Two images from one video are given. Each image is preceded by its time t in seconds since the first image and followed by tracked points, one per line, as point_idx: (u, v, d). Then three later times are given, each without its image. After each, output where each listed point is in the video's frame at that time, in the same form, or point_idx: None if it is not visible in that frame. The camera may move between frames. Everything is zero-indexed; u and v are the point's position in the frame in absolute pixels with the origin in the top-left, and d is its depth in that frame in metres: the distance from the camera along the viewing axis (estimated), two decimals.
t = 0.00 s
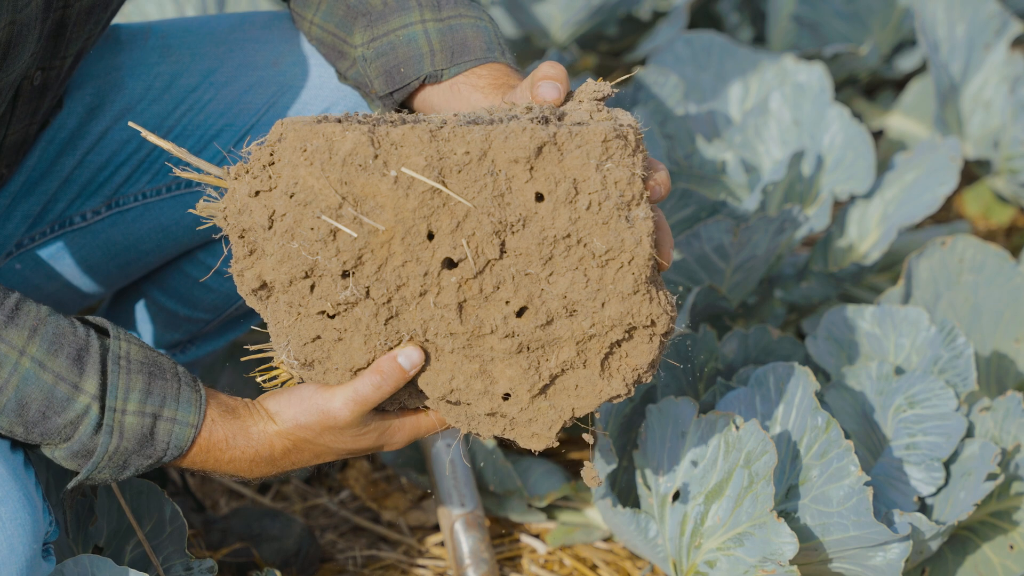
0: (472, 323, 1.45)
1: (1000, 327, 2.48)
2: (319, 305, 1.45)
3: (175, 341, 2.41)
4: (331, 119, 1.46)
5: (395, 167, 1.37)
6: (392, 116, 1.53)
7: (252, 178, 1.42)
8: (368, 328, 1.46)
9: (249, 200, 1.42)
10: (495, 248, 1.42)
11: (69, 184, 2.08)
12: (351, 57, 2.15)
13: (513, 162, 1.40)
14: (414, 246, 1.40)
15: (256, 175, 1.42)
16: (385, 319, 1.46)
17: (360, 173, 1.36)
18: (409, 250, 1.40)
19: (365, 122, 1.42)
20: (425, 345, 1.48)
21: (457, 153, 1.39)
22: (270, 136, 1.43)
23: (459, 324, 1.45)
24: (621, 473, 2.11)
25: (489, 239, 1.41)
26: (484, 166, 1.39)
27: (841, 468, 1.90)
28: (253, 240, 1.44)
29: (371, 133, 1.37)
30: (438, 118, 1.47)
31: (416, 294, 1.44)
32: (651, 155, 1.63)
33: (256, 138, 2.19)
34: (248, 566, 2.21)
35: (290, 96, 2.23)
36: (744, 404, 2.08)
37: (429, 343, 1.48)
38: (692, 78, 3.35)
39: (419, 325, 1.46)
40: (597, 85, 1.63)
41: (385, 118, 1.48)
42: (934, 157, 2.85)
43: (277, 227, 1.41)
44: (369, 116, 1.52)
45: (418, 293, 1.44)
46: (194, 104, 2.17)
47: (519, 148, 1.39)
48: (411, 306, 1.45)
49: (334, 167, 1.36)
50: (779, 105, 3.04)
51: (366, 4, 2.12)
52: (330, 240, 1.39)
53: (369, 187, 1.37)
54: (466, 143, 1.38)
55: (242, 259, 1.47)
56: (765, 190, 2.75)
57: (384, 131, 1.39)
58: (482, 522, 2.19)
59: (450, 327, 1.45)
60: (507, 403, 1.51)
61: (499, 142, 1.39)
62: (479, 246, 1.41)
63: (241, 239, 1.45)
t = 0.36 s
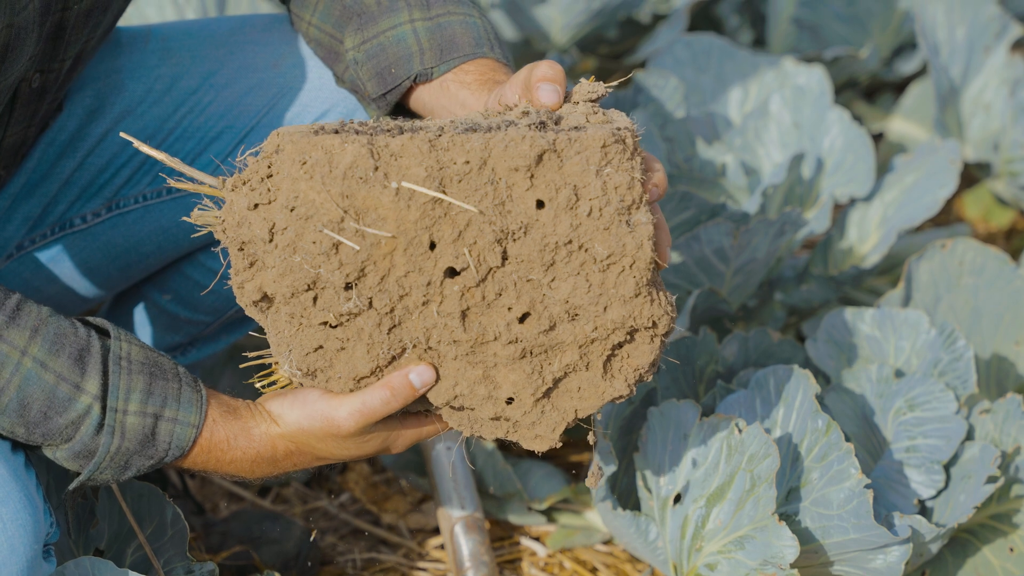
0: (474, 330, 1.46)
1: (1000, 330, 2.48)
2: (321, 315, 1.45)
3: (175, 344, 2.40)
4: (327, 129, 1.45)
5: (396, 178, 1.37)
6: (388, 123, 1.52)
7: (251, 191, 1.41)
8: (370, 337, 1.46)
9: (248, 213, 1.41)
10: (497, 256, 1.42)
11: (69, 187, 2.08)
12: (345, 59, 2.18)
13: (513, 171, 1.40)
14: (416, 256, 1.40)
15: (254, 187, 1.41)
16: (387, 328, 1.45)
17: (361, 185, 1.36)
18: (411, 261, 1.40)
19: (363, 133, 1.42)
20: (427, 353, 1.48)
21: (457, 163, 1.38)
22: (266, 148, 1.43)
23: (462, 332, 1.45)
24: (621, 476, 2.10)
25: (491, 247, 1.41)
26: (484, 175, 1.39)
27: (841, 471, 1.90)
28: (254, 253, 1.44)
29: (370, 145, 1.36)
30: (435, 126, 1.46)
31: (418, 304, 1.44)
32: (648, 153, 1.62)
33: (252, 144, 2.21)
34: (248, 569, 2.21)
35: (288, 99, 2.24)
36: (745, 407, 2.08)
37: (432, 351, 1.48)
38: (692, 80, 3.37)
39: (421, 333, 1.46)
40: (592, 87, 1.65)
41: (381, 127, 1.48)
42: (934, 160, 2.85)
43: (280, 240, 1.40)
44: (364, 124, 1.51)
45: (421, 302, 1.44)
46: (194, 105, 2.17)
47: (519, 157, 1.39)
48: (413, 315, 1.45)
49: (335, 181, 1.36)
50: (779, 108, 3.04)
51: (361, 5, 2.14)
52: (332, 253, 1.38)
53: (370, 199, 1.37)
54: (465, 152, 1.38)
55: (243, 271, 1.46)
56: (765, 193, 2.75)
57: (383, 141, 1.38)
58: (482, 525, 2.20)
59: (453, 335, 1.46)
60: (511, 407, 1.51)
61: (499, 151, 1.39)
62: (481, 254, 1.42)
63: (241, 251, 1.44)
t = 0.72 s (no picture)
0: (480, 338, 1.46)
1: (1000, 332, 2.48)
2: (326, 322, 1.45)
3: (175, 345, 2.40)
4: (332, 136, 1.45)
5: (403, 189, 1.37)
6: (393, 130, 1.52)
7: (257, 199, 1.41)
8: (375, 344, 1.46)
9: (253, 220, 1.41)
10: (502, 265, 1.42)
11: (71, 188, 2.08)
12: (346, 61, 2.19)
13: (520, 181, 1.40)
14: (422, 265, 1.40)
15: (259, 195, 1.41)
16: (393, 335, 1.46)
17: (369, 196, 1.36)
18: (417, 270, 1.41)
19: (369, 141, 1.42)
20: (432, 360, 1.49)
21: (464, 173, 1.38)
22: (273, 155, 1.42)
23: (468, 339, 1.46)
24: (621, 478, 2.10)
25: (497, 256, 1.42)
26: (491, 185, 1.39)
27: (841, 472, 1.91)
28: (259, 259, 1.44)
29: (378, 155, 1.36)
30: (440, 134, 1.46)
31: (424, 312, 1.44)
32: (653, 160, 1.61)
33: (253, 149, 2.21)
34: (248, 571, 2.23)
35: (291, 99, 2.25)
36: (744, 409, 2.07)
37: (436, 357, 1.48)
38: (692, 82, 3.31)
39: (426, 340, 1.46)
40: (595, 92, 1.66)
41: (387, 135, 1.48)
42: (934, 162, 2.85)
43: (286, 249, 1.40)
44: (369, 130, 1.51)
45: (426, 310, 1.44)
46: (196, 106, 2.18)
47: (527, 167, 1.39)
48: (419, 323, 1.45)
49: (342, 192, 1.36)
50: (779, 110, 3.06)
51: (363, 7, 2.15)
52: (339, 262, 1.38)
53: (378, 210, 1.37)
54: (472, 162, 1.38)
55: (248, 277, 1.46)
56: (765, 194, 2.76)
57: (390, 151, 1.38)
58: (482, 527, 2.20)
59: (458, 342, 1.46)
60: (514, 413, 1.51)
61: (506, 161, 1.39)
62: (487, 263, 1.42)
63: (246, 257, 1.44)
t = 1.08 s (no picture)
0: (483, 341, 1.46)
1: (1000, 332, 2.48)
2: (330, 325, 1.45)
3: (176, 346, 2.41)
4: (336, 139, 1.45)
5: (407, 193, 1.37)
6: (396, 133, 1.52)
7: (261, 201, 1.41)
8: (378, 346, 1.46)
9: (258, 223, 1.41)
10: (506, 268, 1.42)
11: (73, 189, 2.08)
12: (348, 63, 2.18)
13: (524, 185, 1.40)
14: (426, 268, 1.40)
15: (263, 197, 1.42)
16: (396, 338, 1.46)
17: (373, 200, 1.36)
18: (421, 273, 1.41)
19: (374, 145, 1.41)
20: (435, 362, 1.49)
21: (468, 177, 1.38)
22: (278, 158, 1.42)
23: (471, 342, 1.46)
24: (621, 479, 2.10)
25: (501, 260, 1.42)
26: (495, 189, 1.39)
27: (841, 474, 1.91)
28: (263, 261, 1.44)
29: (383, 159, 1.36)
30: (445, 137, 1.46)
31: (427, 315, 1.44)
32: (655, 164, 1.62)
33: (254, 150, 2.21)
34: (248, 571, 2.23)
35: (293, 100, 2.26)
36: (745, 410, 2.08)
37: (440, 360, 1.49)
38: (692, 84, 3.29)
39: (429, 343, 1.46)
40: (597, 97, 1.67)
41: (390, 137, 1.48)
42: (934, 162, 2.85)
43: (291, 252, 1.40)
44: (372, 134, 1.51)
45: (430, 313, 1.44)
46: (198, 107, 2.18)
47: (531, 172, 1.39)
48: (422, 326, 1.45)
49: (347, 195, 1.36)
50: (779, 111, 3.06)
51: (364, 7, 2.15)
52: (343, 266, 1.38)
53: (382, 214, 1.37)
54: (476, 166, 1.38)
55: (251, 279, 1.46)
56: (765, 195, 2.76)
57: (395, 155, 1.38)
58: (482, 528, 2.20)
59: (462, 345, 1.46)
60: (516, 415, 1.52)
61: (510, 165, 1.39)
62: (490, 266, 1.42)
63: (250, 259, 1.45)
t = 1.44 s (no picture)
0: (478, 336, 1.46)
1: (1000, 333, 2.48)
2: (324, 327, 1.46)
3: (178, 347, 2.41)
4: (322, 141, 1.45)
5: (394, 189, 1.37)
6: (384, 133, 1.52)
7: (250, 207, 1.42)
8: (374, 346, 1.47)
9: (248, 228, 1.42)
10: (497, 261, 1.42)
11: (74, 189, 2.08)
12: (343, 64, 2.20)
13: (510, 176, 1.40)
14: (416, 265, 1.41)
15: (252, 203, 1.42)
16: (391, 337, 1.46)
17: (360, 198, 1.36)
18: (412, 270, 1.41)
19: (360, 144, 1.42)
20: (432, 360, 1.49)
21: (454, 171, 1.38)
22: (263, 162, 1.43)
23: (466, 337, 1.46)
24: (621, 480, 2.10)
25: (491, 253, 1.42)
26: (481, 182, 1.39)
27: (841, 474, 1.91)
28: (254, 267, 1.45)
29: (367, 157, 1.37)
30: (430, 134, 1.46)
31: (421, 312, 1.44)
32: (643, 150, 1.61)
33: (248, 154, 2.21)
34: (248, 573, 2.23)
35: (293, 102, 2.25)
36: (745, 411, 2.08)
37: (436, 357, 1.49)
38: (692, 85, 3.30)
39: (425, 340, 1.46)
40: (584, 87, 1.66)
41: (377, 137, 1.48)
42: (934, 163, 2.85)
43: (282, 255, 1.41)
44: (359, 134, 1.52)
45: (423, 310, 1.44)
46: (199, 108, 2.18)
47: (516, 163, 1.39)
48: (417, 323, 1.46)
49: (332, 195, 1.36)
50: (779, 112, 3.05)
51: (362, 7, 2.16)
52: (334, 266, 1.39)
53: (369, 212, 1.37)
54: (462, 160, 1.38)
55: (245, 286, 1.47)
56: (765, 196, 2.76)
57: (380, 152, 1.38)
58: (483, 529, 2.20)
59: (457, 341, 1.46)
60: (517, 409, 1.51)
61: (495, 157, 1.39)
62: (481, 260, 1.42)
63: (242, 266, 1.45)
